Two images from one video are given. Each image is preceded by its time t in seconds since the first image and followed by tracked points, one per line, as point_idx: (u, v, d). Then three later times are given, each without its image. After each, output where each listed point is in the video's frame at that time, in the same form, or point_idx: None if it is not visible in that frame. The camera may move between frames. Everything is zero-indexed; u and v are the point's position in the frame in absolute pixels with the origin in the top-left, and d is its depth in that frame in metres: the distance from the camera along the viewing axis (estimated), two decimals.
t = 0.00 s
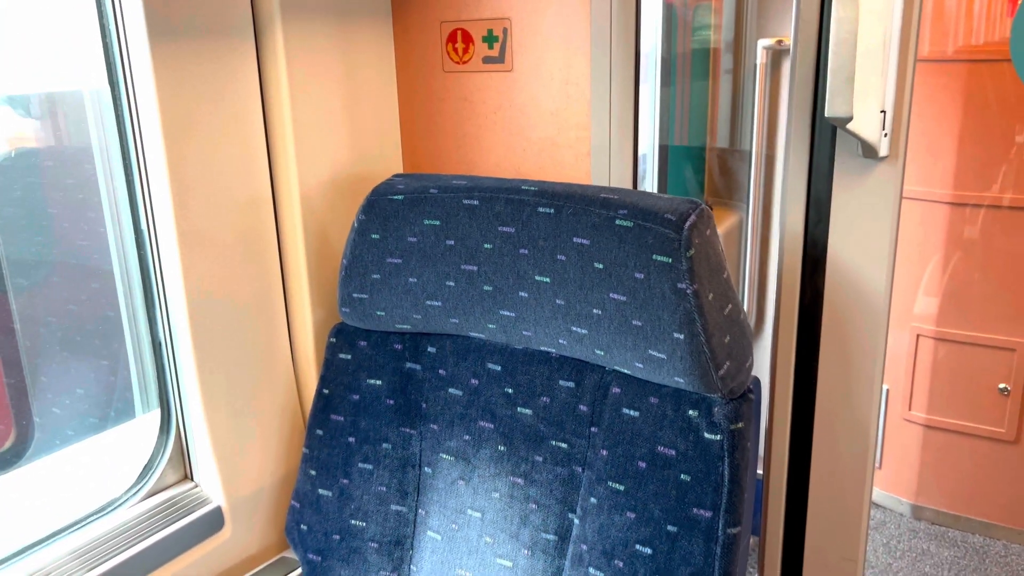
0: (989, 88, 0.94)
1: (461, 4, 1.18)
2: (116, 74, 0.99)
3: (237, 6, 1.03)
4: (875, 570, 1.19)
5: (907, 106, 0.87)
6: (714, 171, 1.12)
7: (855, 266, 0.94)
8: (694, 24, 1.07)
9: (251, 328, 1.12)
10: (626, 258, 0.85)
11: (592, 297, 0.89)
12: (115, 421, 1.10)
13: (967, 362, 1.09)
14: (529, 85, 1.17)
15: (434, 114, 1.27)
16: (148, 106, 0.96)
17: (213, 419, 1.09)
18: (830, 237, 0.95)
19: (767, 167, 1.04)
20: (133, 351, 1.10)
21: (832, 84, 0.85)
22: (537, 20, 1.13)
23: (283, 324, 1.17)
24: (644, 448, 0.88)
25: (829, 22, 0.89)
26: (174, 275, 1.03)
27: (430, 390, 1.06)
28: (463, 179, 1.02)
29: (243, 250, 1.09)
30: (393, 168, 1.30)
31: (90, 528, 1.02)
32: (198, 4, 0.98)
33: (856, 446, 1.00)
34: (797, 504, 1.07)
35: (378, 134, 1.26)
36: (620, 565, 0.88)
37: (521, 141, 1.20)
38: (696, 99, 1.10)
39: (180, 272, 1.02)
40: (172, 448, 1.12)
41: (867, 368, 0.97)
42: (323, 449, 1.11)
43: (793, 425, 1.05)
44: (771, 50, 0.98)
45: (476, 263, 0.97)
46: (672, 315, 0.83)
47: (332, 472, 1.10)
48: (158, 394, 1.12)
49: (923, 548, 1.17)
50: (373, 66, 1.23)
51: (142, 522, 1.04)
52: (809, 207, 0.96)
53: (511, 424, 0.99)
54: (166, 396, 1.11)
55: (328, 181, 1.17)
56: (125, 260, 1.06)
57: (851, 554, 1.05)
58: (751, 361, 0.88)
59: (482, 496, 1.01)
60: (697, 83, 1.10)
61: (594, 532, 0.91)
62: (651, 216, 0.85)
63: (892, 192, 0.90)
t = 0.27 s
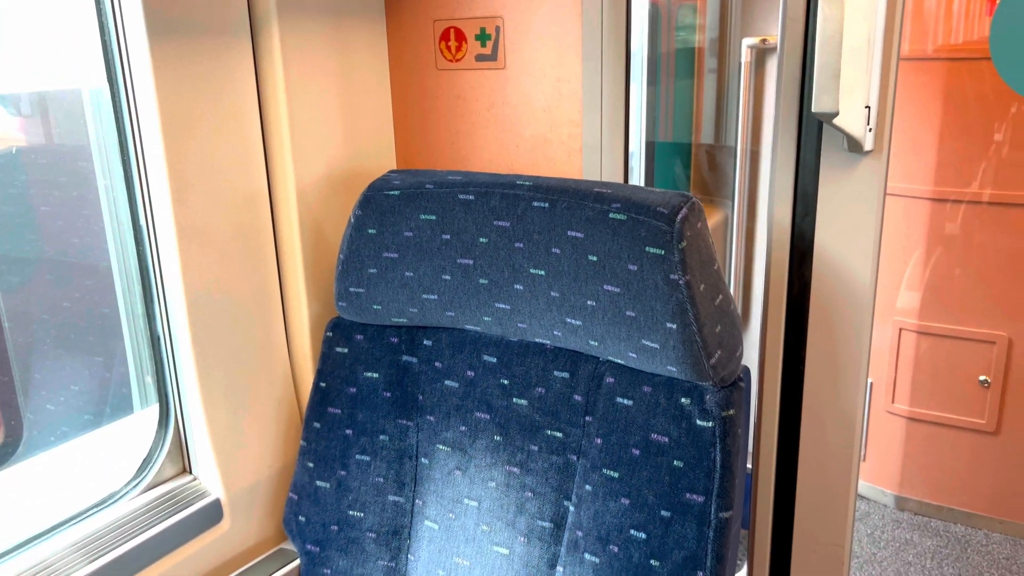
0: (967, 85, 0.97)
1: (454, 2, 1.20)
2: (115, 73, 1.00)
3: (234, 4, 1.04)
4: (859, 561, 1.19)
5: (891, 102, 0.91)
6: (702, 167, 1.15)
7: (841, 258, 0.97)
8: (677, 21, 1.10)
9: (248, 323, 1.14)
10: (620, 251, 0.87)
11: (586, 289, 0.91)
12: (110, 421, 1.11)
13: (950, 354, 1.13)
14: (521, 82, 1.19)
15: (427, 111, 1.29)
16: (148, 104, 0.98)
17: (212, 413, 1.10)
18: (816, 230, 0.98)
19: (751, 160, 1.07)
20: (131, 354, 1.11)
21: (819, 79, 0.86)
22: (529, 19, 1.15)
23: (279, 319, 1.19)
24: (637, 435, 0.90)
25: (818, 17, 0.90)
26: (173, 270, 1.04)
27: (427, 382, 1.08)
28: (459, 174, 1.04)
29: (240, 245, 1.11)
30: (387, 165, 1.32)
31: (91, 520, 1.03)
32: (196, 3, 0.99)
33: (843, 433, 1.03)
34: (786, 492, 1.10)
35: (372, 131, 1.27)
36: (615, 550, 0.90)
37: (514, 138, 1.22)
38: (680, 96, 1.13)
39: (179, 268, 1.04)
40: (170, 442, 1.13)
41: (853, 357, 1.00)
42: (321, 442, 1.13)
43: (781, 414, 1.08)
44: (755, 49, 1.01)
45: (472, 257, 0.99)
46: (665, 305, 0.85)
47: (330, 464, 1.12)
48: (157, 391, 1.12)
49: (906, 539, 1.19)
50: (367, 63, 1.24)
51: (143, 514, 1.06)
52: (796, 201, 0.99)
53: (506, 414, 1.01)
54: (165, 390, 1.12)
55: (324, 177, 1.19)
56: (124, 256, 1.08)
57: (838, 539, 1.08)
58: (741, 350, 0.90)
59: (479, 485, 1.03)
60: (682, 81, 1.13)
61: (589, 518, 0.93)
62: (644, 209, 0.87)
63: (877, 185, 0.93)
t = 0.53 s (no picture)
0: (949, 83, 1.00)
1: None
2: (110, 67, 1.01)
3: None
4: (845, 551, 1.21)
5: (876, 95, 0.92)
6: (691, 160, 1.18)
7: (828, 248, 0.99)
8: (663, 20, 1.13)
9: (243, 315, 1.14)
10: (612, 241, 0.89)
11: (579, 279, 0.92)
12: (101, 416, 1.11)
13: (933, 347, 1.16)
14: (512, 77, 1.20)
15: (419, 105, 1.30)
16: (143, 97, 0.99)
17: (207, 405, 1.11)
18: (804, 221, 1.00)
19: (737, 157, 1.09)
20: (126, 347, 1.11)
21: (807, 72, 0.89)
22: (520, 14, 1.16)
23: (273, 311, 1.20)
24: (629, 423, 0.92)
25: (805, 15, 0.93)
26: (168, 263, 1.05)
27: (420, 373, 1.09)
28: (452, 167, 1.05)
29: (234, 238, 1.12)
30: (379, 158, 1.33)
31: (87, 510, 1.04)
32: None
33: (829, 420, 1.06)
34: (774, 480, 1.12)
35: (364, 125, 1.28)
36: (608, 536, 0.92)
37: (505, 132, 1.23)
38: (665, 94, 1.17)
39: (174, 261, 1.04)
40: (165, 434, 1.14)
41: (839, 346, 1.02)
42: (315, 433, 1.14)
43: (769, 404, 1.10)
44: (740, 46, 1.02)
45: (465, 248, 1.00)
46: (656, 295, 0.86)
47: (324, 454, 1.13)
48: (152, 382, 1.13)
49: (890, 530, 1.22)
50: (359, 58, 1.25)
51: (137, 504, 1.07)
52: (783, 193, 1.01)
53: (500, 404, 1.03)
54: (159, 382, 1.13)
55: (317, 171, 1.20)
56: (118, 249, 1.08)
57: (825, 525, 1.10)
58: (731, 339, 0.92)
59: (472, 474, 1.04)
60: (668, 79, 1.16)
61: (582, 505, 0.94)
62: (636, 200, 0.88)
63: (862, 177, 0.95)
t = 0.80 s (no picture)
0: (939, 83, 1.01)
1: None
2: (109, 66, 1.02)
3: None
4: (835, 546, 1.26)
5: (866, 95, 0.94)
6: (684, 158, 1.19)
7: (819, 245, 1.01)
8: (653, 21, 1.15)
9: (240, 312, 1.15)
10: (607, 239, 0.90)
11: (574, 276, 0.93)
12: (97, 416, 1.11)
13: (923, 345, 1.17)
14: (508, 76, 1.21)
15: (415, 104, 1.31)
16: (143, 96, 0.99)
17: (205, 401, 1.12)
18: (795, 218, 1.01)
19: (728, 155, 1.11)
20: (125, 346, 1.12)
21: (799, 71, 0.91)
22: (516, 14, 1.18)
23: (270, 309, 1.21)
24: (624, 417, 0.93)
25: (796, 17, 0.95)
26: (166, 261, 1.06)
27: (417, 369, 1.10)
28: (448, 165, 1.06)
29: (232, 235, 1.13)
30: (376, 157, 1.34)
31: (86, 506, 1.05)
32: None
33: (821, 415, 1.07)
34: (765, 475, 1.14)
35: (360, 124, 1.29)
36: (603, 529, 0.93)
37: (500, 130, 1.24)
38: (657, 94, 1.18)
39: (173, 258, 1.05)
40: (163, 431, 1.15)
41: (830, 342, 1.04)
42: (312, 429, 1.15)
43: (761, 400, 1.11)
44: (732, 46, 1.04)
45: (461, 245, 1.01)
46: (650, 291, 0.88)
47: (321, 450, 1.14)
48: (150, 380, 1.14)
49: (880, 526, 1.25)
50: (356, 57, 1.26)
51: (136, 499, 1.08)
52: (775, 190, 1.02)
53: (496, 399, 1.04)
54: (158, 380, 1.14)
55: (314, 169, 1.21)
56: (117, 246, 1.09)
57: (816, 519, 1.12)
58: (724, 334, 0.93)
59: (469, 469, 1.05)
60: (660, 80, 1.17)
61: (577, 498, 0.95)
62: (631, 198, 0.89)
63: (853, 175, 0.97)
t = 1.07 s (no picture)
0: (932, 85, 1.02)
1: None
2: (107, 67, 1.02)
3: None
4: (828, 547, 1.22)
5: (859, 97, 0.95)
6: (678, 160, 1.19)
7: (812, 247, 1.02)
8: (648, 21, 1.14)
9: (237, 313, 1.16)
10: (602, 240, 0.90)
11: (570, 277, 0.94)
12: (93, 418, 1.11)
13: (917, 345, 1.18)
14: (503, 78, 1.22)
15: (411, 106, 1.31)
16: (140, 96, 1.00)
17: (202, 401, 1.12)
18: (789, 219, 1.02)
19: (723, 157, 1.12)
20: (121, 346, 1.12)
21: (793, 74, 0.91)
22: (511, 17, 1.18)
23: (267, 310, 1.21)
24: (619, 417, 0.94)
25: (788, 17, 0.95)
26: (163, 261, 1.06)
27: (413, 369, 1.10)
28: (444, 167, 1.06)
29: (228, 236, 1.13)
30: (371, 158, 1.34)
31: (83, 506, 1.05)
32: None
33: (814, 415, 1.08)
34: (759, 475, 1.15)
35: (356, 125, 1.30)
36: (598, 528, 0.94)
37: (496, 132, 1.25)
38: (652, 95, 1.19)
39: (170, 259, 1.06)
40: (159, 431, 1.16)
41: (823, 342, 1.05)
42: (309, 429, 1.15)
43: (755, 400, 1.12)
44: (726, 48, 1.05)
45: (458, 246, 1.02)
46: (645, 292, 0.88)
47: (317, 450, 1.14)
48: (147, 380, 1.15)
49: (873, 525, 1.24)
50: (352, 59, 1.27)
51: (133, 499, 1.08)
52: (769, 192, 1.03)
53: (491, 399, 1.05)
54: (154, 381, 1.15)
55: (311, 170, 1.21)
56: (113, 247, 1.10)
57: (809, 518, 1.12)
58: (718, 335, 0.94)
59: (464, 469, 1.06)
60: (654, 80, 1.18)
61: (572, 498, 0.96)
62: (626, 200, 0.90)
63: (845, 177, 0.98)
